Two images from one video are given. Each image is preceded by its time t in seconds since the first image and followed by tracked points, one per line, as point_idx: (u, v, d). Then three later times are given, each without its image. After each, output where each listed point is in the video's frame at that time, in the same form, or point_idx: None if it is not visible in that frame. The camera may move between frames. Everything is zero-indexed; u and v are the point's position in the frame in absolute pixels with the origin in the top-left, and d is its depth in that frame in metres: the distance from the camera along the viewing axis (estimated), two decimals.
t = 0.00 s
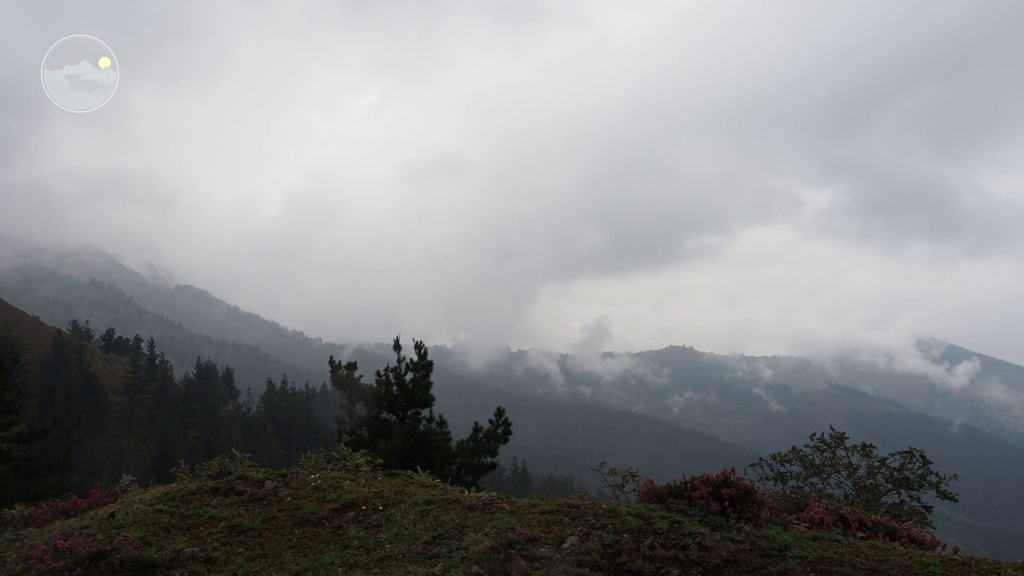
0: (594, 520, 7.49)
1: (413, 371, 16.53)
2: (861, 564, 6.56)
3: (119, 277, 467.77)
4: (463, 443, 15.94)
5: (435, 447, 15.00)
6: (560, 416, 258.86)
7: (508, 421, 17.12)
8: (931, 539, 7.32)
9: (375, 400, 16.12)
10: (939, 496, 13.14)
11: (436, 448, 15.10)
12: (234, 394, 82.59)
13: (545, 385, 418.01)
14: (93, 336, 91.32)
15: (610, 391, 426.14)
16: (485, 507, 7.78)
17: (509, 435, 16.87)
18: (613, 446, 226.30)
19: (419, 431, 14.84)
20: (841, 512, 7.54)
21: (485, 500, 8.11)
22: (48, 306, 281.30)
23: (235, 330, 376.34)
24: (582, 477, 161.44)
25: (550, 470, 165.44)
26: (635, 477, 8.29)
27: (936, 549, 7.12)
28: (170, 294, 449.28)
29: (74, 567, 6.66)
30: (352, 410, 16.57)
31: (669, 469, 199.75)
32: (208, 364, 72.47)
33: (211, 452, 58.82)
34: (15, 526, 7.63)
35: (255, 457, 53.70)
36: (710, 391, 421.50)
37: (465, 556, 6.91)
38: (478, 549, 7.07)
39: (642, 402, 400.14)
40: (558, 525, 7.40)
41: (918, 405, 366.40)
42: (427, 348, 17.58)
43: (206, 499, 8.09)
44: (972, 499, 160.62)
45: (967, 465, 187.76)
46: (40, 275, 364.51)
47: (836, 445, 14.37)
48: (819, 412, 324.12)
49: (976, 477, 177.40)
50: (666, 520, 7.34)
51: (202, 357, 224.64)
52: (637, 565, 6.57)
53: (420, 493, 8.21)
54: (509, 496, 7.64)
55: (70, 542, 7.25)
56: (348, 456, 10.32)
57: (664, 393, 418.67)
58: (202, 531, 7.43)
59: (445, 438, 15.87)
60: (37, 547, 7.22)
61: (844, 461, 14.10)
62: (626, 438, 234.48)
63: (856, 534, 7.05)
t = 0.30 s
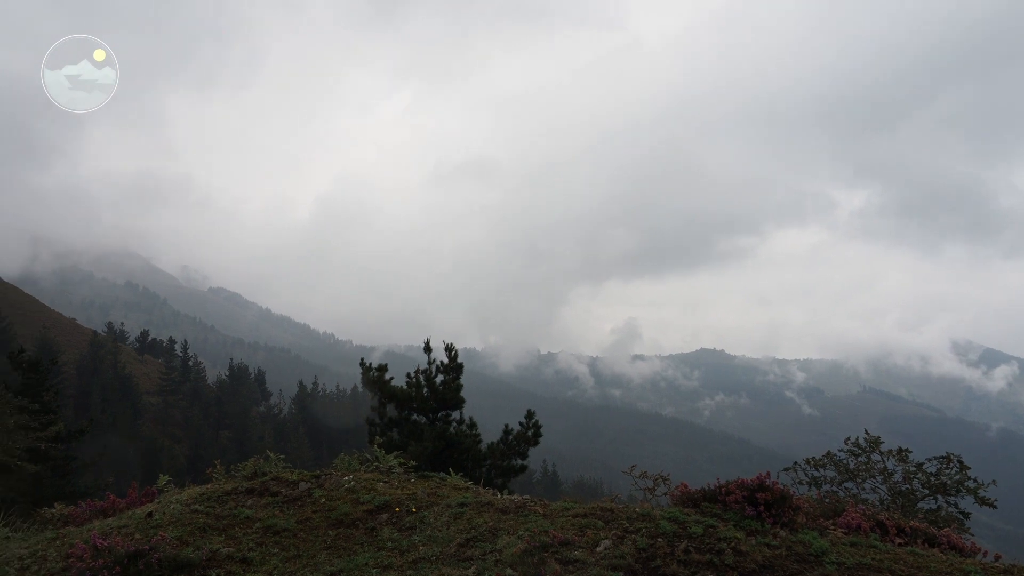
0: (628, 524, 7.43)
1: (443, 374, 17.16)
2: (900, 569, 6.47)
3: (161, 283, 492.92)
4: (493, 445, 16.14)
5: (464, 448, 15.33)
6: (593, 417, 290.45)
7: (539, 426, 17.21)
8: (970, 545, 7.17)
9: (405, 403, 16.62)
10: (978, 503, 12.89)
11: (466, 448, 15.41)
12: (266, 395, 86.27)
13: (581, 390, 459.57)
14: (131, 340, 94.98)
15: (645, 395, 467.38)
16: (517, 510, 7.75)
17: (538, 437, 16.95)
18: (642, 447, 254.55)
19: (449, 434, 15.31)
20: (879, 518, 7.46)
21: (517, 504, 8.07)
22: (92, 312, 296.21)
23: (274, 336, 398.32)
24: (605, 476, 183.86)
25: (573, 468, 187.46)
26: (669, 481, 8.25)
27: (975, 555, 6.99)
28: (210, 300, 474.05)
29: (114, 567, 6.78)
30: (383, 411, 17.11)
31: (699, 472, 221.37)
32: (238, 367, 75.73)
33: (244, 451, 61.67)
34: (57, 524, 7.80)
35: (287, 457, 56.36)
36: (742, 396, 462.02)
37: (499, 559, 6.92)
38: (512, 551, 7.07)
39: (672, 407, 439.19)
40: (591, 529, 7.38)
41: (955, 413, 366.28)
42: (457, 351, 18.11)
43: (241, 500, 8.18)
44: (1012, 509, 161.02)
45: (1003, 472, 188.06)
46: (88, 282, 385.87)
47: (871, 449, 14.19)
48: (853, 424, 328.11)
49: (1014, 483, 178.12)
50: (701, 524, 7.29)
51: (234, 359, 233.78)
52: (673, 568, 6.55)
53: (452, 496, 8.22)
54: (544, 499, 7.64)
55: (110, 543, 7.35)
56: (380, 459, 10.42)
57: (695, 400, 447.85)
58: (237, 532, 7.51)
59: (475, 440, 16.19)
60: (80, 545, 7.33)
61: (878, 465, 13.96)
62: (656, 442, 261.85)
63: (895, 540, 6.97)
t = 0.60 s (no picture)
0: (656, 528, 7.40)
1: (469, 377, 17.58)
2: None
3: (190, 286, 504.01)
4: (517, 449, 16.44)
5: (490, 453, 15.63)
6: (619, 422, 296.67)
7: (564, 429, 17.62)
8: (1002, 553, 7.08)
9: (431, 406, 17.10)
10: (1012, 511, 12.72)
11: (491, 453, 15.74)
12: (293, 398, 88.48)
13: (606, 393, 465.55)
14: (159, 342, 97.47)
15: (670, 400, 472.11)
16: (544, 515, 7.73)
17: (564, 441, 17.31)
18: (669, 451, 259.57)
19: (475, 439, 15.44)
20: (913, 525, 7.38)
21: (545, 507, 8.08)
22: (122, 315, 303.33)
23: (300, 339, 405.87)
24: (633, 482, 187.65)
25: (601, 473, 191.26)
26: (693, 485, 8.31)
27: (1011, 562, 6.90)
28: (238, 302, 483.94)
29: (146, 568, 6.81)
30: (408, 414, 17.54)
31: (727, 478, 224.11)
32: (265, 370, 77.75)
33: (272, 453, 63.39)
34: (90, 525, 7.89)
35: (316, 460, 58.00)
36: (769, 400, 465.06)
37: (528, 563, 6.93)
38: (540, 555, 7.05)
39: (697, 410, 442.50)
40: (619, 533, 7.37)
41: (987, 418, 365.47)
42: (482, 353, 18.45)
43: (270, 501, 8.25)
44: None
45: None
46: (119, 285, 395.83)
47: (902, 454, 14.12)
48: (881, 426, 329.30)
49: None
50: (728, 530, 7.24)
51: (261, 361, 238.81)
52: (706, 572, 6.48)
53: (479, 500, 8.23)
54: (571, 505, 7.66)
55: (141, 544, 7.40)
56: (406, 462, 10.45)
57: (721, 405, 456.86)
58: (267, 533, 7.57)
59: (501, 443, 16.46)
60: (112, 545, 7.41)
61: (909, 471, 13.81)
62: (682, 446, 266.80)
63: (925, 547, 6.93)
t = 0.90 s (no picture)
0: (678, 532, 7.37)
1: (490, 380, 18.01)
2: None
3: (212, 288, 511.25)
4: (537, 451, 17.11)
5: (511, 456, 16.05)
6: (638, 425, 298.84)
7: (584, 432, 18.18)
8: None
9: (451, 409, 17.67)
10: None
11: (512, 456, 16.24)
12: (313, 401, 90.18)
13: (625, 397, 467.32)
14: (181, 345, 98.72)
15: (689, 404, 473.33)
16: (565, 519, 7.73)
17: (583, 444, 17.80)
18: (689, 454, 260.89)
19: (492, 439, 15.71)
20: (937, 531, 7.35)
21: (564, 511, 8.08)
22: (145, 318, 307.63)
23: (319, 342, 409.83)
24: (655, 487, 188.50)
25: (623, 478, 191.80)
26: (713, 490, 8.26)
27: None
28: (260, 305, 490.37)
29: (169, 568, 6.84)
30: (428, 416, 18.05)
31: (749, 482, 224.27)
32: (286, 372, 78.80)
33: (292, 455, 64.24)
34: (116, 524, 8.02)
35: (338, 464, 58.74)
36: (790, 404, 464.26)
37: (548, 566, 6.94)
38: (561, 558, 7.06)
39: (717, 414, 442.62)
40: (641, 537, 7.34)
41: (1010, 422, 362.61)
42: (501, 356, 18.84)
43: (292, 504, 8.29)
44: None
45: None
46: (143, 288, 402.42)
47: (926, 460, 14.03)
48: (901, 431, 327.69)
49: None
50: (752, 535, 7.18)
51: (282, 364, 242.19)
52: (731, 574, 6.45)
53: (501, 502, 8.24)
54: (592, 507, 7.64)
55: (166, 543, 7.48)
56: (425, 464, 10.54)
57: (742, 407, 460.54)
58: (289, 535, 7.60)
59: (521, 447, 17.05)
60: (137, 545, 7.49)
61: (933, 477, 13.72)
62: (702, 449, 268.02)
63: (953, 553, 6.83)
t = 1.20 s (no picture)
0: (710, 536, 7.33)
1: (516, 383, 19.36)
2: None
3: (241, 290, 520.29)
4: (565, 453, 18.03)
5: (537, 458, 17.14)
6: (665, 427, 299.58)
7: (611, 434, 18.61)
8: None
9: (478, 411, 19.18)
10: None
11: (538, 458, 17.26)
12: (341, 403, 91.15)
13: (650, 399, 467.28)
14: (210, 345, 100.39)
15: (713, 408, 472.06)
16: (596, 521, 7.71)
17: (612, 445, 18.28)
18: (717, 457, 261.22)
19: (518, 441, 17.02)
20: (972, 536, 7.27)
21: (593, 513, 8.08)
22: (176, 319, 314.48)
23: (348, 343, 415.40)
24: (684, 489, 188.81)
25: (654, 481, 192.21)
26: (744, 492, 8.23)
27: None
28: (288, 306, 497.74)
29: (201, 567, 6.86)
30: (455, 418, 19.57)
31: (779, 484, 223.69)
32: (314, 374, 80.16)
33: (320, 456, 65.54)
34: (148, 524, 8.09)
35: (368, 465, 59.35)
36: (819, 407, 460.35)
37: (578, 567, 6.91)
38: (593, 561, 7.02)
39: (744, 417, 442.57)
40: (672, 540, 7.29)
41: None
42: (527, 358, 20.31)
43: (322, 504, 8.36)
44: None
45: None
46: (176, 288, 410.71)
47: (961, 464, 13.85)
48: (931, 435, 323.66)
49: None
50: (784, 539, 7.13)
51: (309, 364, 245.96)
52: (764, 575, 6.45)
53: (530, 504, 8.25)
54: (623, 510, 7.64)
55: (197, 544, 7.53)
56: (454, 467, 10.61)
57: (771, 410, 462.90)
58: (319, 534, 7.64)
59: (550, 449, 18.00)
60: (169, 545, 7.53)
61: (967, 482, 13.55)
62: (731, 451, 268.16)
63: (992, 560, 6.76)
